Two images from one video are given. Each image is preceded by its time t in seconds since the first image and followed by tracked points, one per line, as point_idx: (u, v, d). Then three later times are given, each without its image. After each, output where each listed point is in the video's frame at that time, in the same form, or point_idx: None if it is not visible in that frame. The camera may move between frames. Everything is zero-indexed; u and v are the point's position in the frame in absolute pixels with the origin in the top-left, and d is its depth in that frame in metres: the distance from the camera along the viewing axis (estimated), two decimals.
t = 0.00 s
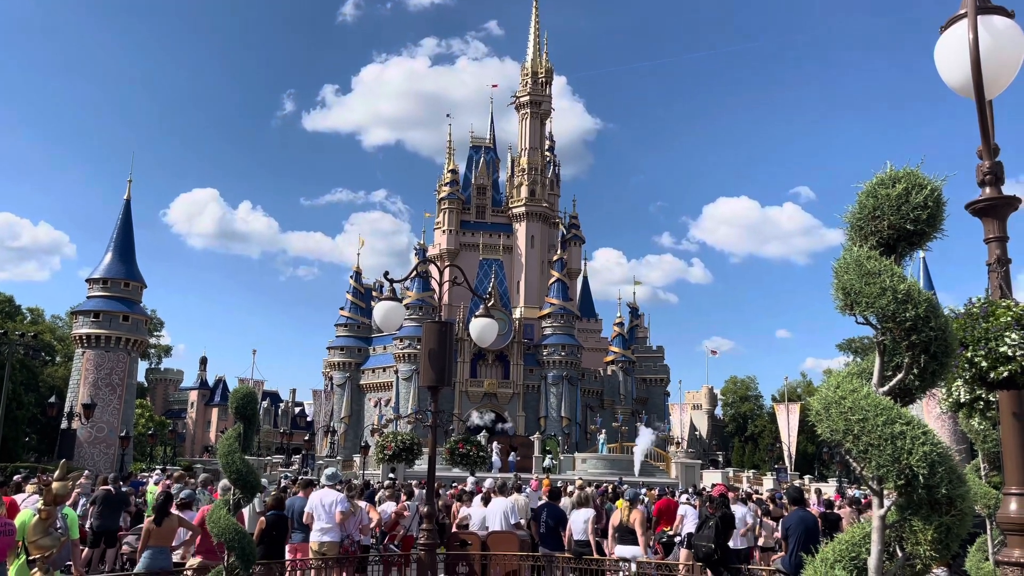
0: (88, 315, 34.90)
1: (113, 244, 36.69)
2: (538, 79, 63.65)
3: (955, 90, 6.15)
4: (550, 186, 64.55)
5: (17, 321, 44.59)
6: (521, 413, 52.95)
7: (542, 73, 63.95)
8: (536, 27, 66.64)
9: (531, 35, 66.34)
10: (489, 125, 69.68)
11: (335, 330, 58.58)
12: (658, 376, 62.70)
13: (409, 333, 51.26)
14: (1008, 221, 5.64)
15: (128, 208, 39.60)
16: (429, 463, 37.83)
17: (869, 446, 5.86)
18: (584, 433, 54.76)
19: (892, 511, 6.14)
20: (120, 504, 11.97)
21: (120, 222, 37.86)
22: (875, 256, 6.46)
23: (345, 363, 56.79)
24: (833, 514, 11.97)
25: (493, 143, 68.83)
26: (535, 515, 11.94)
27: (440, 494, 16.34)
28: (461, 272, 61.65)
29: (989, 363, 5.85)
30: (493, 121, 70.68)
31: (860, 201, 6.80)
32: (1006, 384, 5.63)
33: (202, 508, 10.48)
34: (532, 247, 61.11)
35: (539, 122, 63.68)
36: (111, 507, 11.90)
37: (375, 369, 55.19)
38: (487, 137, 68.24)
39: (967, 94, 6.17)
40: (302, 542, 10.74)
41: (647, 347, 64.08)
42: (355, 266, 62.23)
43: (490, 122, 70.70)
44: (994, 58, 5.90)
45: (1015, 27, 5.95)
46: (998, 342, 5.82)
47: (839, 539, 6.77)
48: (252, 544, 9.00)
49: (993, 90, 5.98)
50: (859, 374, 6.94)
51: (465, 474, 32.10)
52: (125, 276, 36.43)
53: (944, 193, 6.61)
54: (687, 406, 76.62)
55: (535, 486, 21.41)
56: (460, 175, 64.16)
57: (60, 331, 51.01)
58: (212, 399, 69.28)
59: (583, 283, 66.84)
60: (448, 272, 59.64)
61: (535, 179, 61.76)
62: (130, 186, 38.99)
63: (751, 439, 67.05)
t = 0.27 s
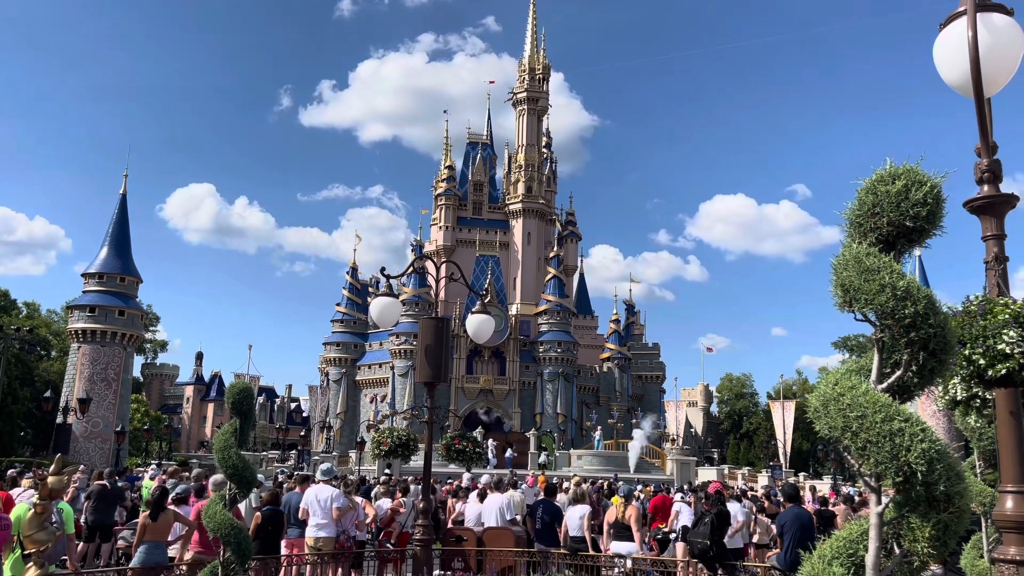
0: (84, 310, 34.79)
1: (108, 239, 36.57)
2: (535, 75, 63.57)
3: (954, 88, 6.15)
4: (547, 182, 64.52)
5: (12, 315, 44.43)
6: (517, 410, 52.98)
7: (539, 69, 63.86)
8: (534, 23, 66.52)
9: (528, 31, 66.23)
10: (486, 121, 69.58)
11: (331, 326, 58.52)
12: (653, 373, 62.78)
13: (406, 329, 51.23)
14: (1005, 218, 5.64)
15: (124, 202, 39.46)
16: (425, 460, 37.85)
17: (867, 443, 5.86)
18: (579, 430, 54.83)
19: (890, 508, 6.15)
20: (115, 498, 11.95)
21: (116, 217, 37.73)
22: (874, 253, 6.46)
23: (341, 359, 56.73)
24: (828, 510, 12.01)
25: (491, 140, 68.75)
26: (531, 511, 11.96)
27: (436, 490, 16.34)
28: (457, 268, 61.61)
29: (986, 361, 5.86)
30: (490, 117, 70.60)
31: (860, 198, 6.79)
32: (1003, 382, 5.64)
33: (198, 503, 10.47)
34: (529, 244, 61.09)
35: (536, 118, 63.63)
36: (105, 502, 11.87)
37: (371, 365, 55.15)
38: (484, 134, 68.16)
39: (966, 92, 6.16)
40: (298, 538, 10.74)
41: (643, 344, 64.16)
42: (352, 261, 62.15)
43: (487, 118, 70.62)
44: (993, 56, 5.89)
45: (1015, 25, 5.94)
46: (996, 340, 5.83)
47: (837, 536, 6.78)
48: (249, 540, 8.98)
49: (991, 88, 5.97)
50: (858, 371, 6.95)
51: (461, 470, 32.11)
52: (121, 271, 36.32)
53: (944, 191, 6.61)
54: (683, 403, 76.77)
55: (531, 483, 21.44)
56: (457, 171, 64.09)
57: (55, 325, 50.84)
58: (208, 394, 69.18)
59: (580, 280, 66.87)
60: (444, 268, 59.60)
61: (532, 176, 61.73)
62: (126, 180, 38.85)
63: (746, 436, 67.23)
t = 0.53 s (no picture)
0: (79, 306, 34.70)
1: (104, 235, 36.47)
2: (533, 73, 63.54)
3: (952, 87, 6.13)
4: (545, 180, 64.50)
5: (7, 311, 44.30)
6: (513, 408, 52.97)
7: (537, 67, 63.83)
8: (532, 21, 66.46)
9: (526, 29, 66.17)
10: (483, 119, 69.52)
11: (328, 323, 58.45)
12: (650, 371, 62.81)
13: (403, 326, 51.20)
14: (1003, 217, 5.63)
15: (120, 198, 39.35)
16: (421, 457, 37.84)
17: (864, 441, 5.84)
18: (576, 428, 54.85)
19: (886, 506, 6.14)
20: (110, 495, 11.91)
21: (111, 213, 37.63)
22: (872, 251, 6.44)
23: (338, 357, 56.67)
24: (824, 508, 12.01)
25: (488, 137, 68.70)
26: (528, 509, 11.96)
27: (433, 487, 16.32)
28: (455, 266, 61.57)
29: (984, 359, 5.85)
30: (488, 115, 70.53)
31: (858, 195, 6.78)
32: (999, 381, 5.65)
33: (194, 500, 10.45)
34: (526, 241, 61.07)
35: (533, 116, 63.59)
36: (100, 499, 11.83)
37: (367, 362, 55.11)
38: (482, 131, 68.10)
39: (964, 91, 6.15)
40: (294, 535, 10.72)
41: (639, 343, 64.20)
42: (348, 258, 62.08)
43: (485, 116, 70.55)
44: (992, 55, 5.87)
45: (1013, 24, 5.93)
46: (993, 340, 5.82)
47: (833, 535, 6.76)
48: (244, 537, 8.93)
49: (989, 87, 5.96)
50: (855, 369, 6.94)
51: (457, 468, 32.10)
52: (117, 267, 36.24)
53: (942, 189, 6.60)
54: (679, 402, 76.85)
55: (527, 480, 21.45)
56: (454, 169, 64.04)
57: (51, 321, 50.70)
58: (204, 391, 69.08)
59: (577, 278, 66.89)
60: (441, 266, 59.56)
61: (530, 174, 61.70)
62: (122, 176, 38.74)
63: (742, 434, 67.34)
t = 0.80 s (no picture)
0: (77, 308, 34.65)
1: (102, 237, 36.45)
2: (532, 75, 63.61)
3: (950, 89, 6.14)
4: (544, 182, 64.49)
5: (5, 312, 44.25)
6: (512, 409, 52.93)
7: (535, 68, 63.89)
8: (531, 23, 66.50)
9: (525, 30, 66.22)
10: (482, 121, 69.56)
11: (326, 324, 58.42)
12: (649, 373, 62.79)
13: (401, 328, 51.18)
14: (1001, 218, 5.63)
15: (119, 199, 39.31)
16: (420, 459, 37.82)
17: (862, 441, 5.85)
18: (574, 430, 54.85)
19: (884, 507, 6.13)
20: (106, 496, 11.90)
21: (110, 214, 37.59)
22: (870, 252, 6.46)
23: (336, 358, 56.62)
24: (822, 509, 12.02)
25: (487, 139, 68.73)
26: (526, 511, 11.96)
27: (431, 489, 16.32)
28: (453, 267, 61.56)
29: (981, 361, 5.85)
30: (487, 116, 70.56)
31: (856, 196, 6.78)
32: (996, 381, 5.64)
33: (190, 501, 10.43)
34: (524, 243, 61.09)
35: (532, 118, 63.64)
36: (96, 500, 11.82)
37: (366, 364, 55.07)
38: (481, 133, 68.13)
39: (962, 92, 6.15)
40: (292, 537, 10.71)
41: (638, 344, 64.20)
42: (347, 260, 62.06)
43: (484, 117, 70.59)
44: (990, 56, 5.88)
45: (1010, 26, 5.95)
46: (991, 341, 5.82)
47: (831, 536, 6.76)
48: (242, 539, 8.89)
49: (988, 89, 5.97)
50: (852, 370, 6.95)
51: (456, 470, 32.07)
52: (115, 269, 36.20)
53: (939, 190, 6.62)
54: (678, 403, 76.86)
55: (525, 482, 21.46)
56: (453, 171, 64.06)
57: (49, 322, 50.60)
58: (202, 393, 69.01)
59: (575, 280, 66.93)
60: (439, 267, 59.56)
61: (528, 175, 61.73)
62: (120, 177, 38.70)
63: (741, 436, 67.35)
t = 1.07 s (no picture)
0: (78, 314, 34.67)
1: (104, 243, 36.49)
2: (533, 81, 63.75)
3: (950, 94, 6.15)
4: (545, 188, 64.54)
5: (7, 319, 44.29)
6: (513, 416, 52.86)
7: (536, 75, 64.03)
8: (532, 30, 66.67)
9: (526, 37, 66.38)
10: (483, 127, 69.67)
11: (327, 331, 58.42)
12: (650, 379, 62.69)
13: (402, 334, 51.19)
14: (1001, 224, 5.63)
15: (120, 206, 39.38)
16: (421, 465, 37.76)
17: (863, 446, 5.83)
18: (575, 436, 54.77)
19: (885, 512, 6.12)
20: (107, 503, 11.88)
21: (111, 221, 37.65)
22: (870, 256, 6.46)
23: (337, 364, 56.60)
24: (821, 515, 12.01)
25: (488, 145, 68.83)
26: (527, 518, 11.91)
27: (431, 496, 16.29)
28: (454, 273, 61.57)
29: (982, 366, 5.83)
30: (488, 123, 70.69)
31: (856, 201, 6.79)
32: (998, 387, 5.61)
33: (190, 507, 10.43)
34: (525, 249, 61.10)
35: (533, 124, 63.76)
36: (97, 507, 11.80)
37: (367, 370, 55.03)
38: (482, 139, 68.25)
39: (962, 97, 6.16)
40: (293, 543, 10.70)
41: (639, 351, 64.12)
42: (348, 266, 62.10)
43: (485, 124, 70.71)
44: (989, 62, 5.89)
45: (1009, 31, 5.96)
46: (992, 346, 5.81)
47: (833, 541, 6.75)
48: (242, 546, 8.89)
49: (987, 93, 5.97)
50: (853, 375, 6.94)
51: (457, 476, 31.99)
52: (117, 275, 36.23)
53: (939, 195, 6.62)
54: (679, 410, 76.74)
55: (526, 488, 21.41)
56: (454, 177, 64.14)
57: (50, 329, 50.63)
58: (203, 399, 68.98)
59: (576, 286, 66.92)
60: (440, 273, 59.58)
61: (529, 182, 61.80)
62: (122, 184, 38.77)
63: (742, 443, 67.23)
